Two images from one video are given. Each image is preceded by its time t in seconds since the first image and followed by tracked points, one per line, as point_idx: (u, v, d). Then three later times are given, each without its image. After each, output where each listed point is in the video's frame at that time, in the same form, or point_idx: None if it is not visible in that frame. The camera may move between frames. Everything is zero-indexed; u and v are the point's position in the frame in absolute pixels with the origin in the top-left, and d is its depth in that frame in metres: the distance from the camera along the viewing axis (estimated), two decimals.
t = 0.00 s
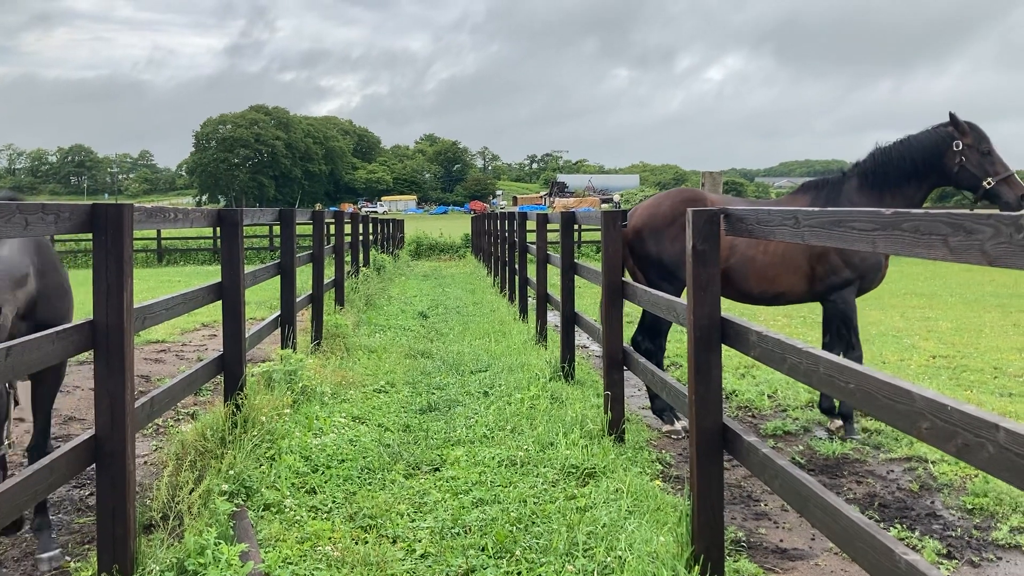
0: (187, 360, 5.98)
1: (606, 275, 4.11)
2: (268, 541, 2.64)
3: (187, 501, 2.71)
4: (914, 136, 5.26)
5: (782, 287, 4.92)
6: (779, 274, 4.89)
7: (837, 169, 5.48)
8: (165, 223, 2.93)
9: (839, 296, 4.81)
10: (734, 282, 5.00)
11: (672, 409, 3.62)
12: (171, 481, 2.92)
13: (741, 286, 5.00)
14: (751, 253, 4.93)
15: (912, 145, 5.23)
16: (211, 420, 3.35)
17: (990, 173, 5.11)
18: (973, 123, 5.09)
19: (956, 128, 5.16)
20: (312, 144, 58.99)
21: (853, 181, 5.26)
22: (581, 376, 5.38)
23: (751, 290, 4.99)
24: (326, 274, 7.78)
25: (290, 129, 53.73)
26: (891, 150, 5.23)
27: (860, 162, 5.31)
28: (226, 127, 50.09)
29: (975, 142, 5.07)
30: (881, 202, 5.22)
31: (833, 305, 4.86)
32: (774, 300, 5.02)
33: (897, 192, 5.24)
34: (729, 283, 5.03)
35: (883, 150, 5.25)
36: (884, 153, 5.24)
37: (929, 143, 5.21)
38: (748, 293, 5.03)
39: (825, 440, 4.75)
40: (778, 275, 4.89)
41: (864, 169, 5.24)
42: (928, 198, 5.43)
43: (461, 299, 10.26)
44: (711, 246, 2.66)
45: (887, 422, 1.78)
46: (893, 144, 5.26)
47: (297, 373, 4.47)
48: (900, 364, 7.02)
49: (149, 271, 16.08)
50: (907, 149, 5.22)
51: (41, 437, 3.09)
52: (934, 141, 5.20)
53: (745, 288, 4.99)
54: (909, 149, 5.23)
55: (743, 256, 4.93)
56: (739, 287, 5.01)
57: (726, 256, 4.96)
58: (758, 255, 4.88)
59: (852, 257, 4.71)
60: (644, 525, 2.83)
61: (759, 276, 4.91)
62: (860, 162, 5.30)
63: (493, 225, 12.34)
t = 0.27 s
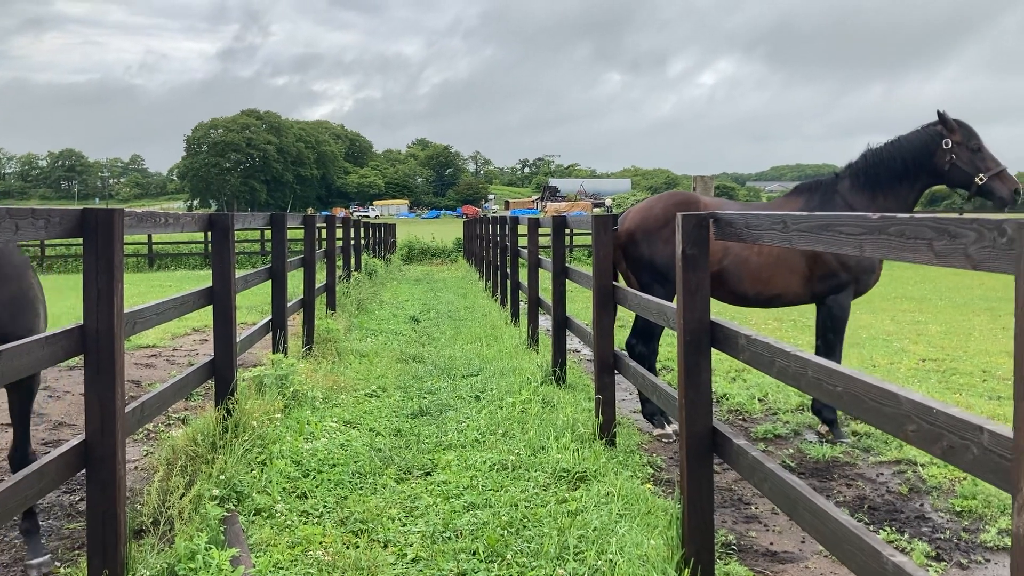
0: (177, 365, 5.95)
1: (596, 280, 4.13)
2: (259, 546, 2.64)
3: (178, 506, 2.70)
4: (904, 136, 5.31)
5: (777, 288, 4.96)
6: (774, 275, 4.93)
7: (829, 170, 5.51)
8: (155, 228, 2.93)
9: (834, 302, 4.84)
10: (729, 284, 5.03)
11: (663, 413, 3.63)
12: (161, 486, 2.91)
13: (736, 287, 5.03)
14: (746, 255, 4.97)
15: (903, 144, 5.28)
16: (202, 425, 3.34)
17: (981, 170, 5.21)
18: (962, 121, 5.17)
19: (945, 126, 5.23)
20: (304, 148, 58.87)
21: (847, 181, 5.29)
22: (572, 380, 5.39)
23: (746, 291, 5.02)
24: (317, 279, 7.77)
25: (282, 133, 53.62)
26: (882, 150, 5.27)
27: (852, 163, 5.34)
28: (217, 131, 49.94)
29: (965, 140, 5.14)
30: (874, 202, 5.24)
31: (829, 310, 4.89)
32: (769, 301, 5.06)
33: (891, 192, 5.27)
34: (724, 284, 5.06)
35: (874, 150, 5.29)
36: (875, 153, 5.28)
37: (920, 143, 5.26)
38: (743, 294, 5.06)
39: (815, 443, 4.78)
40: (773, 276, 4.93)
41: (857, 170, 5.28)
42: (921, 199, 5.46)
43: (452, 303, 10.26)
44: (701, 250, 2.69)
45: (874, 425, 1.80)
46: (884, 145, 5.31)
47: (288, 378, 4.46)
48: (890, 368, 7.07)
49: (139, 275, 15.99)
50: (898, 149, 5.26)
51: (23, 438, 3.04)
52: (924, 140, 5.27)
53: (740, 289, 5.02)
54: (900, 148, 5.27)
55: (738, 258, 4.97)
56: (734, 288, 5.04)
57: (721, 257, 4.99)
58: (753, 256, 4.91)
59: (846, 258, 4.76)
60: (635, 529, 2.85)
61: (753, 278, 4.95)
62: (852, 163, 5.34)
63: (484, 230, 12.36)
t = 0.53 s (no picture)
0: (164, 370, 5.92)
1: (583, 285, 4.16)
2: (246, 551, 2.64)
3: (165, 511, 2.70)
4: (891, 142, 5.38)
5: (766, 293, 5.00)
6: (764, 280, 4.98)
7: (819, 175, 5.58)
8: (142, 233, 2.93)
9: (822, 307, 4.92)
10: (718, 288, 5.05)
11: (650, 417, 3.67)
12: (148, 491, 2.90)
13: (725, 292, 5.04)
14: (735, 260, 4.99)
15: (890, 150, 5.35)
16: (189, 430, 3.33)
17: (968, 173, 5.28)
18: (947, 126, 5.24)
19: (932, 131, 5.29)
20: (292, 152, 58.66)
21: (836, 187, 5.36)
22: (560, 385, 5.42)
23: (736, 296, 5.04)
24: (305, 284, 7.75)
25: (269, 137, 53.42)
26: (870, 155, 5.35)
27: (840, 168, 5.41)
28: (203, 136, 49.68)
29: (951, 144, 5.22)
30: (862, 207, 5.33)
31: (817, 315, 4.98)
32: (758, 306, 5.09)
33: (880, 197, 5.35)
34: (713, 290, 5.07)
35: (862, 155, 5.37)
36: (863, 158, 5.35)
37: (907, 148, 5.34)
38: (733, 299, 5.07)
39: (801, 446, 4.83)
40: (762, 281, 4.98)
41: (845, 176, 5.35)
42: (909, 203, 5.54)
43: (440, 308, 10.27)
44: (686, 255, 2.72)
45: (855, 427, 1.84)
46: (872, 150, 5.38)
47: (275, 383, 4.46)
48: (875, 371, 7.15)
49: (124, 280, 15.88)
50: (886, 154, 5.33)
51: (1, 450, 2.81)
52: (911, 145, 5.33)
53: (730, 294, 5.04)
54: (888, 153, 5.34)
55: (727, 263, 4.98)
56: (723, 293, 5.06)
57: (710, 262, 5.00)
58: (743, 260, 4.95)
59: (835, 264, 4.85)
60: (621, 532, 2.88)
61: (743, 282, 4.97)
62: (840, 168, 5.41)
63: (473, 235, 12.38)
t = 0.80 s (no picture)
0: (148, 377, 5.87)
1: (567, 291, 4.20)
2: (230, 558, 2.63)
3: (148, 518, 2.68)
4: (878, 150, 5.46)
5: (752, 299, 5.07)
6: (750, 286, 5.04)
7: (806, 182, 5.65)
8: (126, 239, 2.92)
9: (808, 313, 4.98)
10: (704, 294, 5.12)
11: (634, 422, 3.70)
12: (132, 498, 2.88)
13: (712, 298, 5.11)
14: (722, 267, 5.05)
15: (876, 158, 5.43)
16: (173, 437, 3.31)
17: (954, 182, 5.40)
18: (934, 136, 5.35)
19: (918, 141, 5.40)
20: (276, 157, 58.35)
21: (823, 194, 5.42)
22: (545, 391, 5.44)
23: (723, 302, 5.11)
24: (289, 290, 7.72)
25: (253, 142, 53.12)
26: (857, 163, 5.42)
27: (827, 176, 5.48)
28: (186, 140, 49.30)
29: (936, 154, 5.32)
30: (848, 215, 5.40)
31: (803, 319, 5.06)
32: (744, 311, 5.16)
33: (866, 204, 5.43)
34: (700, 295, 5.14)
35: (849, 164, 5.45)
36: (850, 167, 5.43)
37: (894, 157, 5.43)
38: (719, 305, 5.15)
39: (783, 451, 4.89)
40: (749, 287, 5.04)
41: (831, 183, 5.42)
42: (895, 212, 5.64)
43: (425, 314, 10.26)
44: (668, 261, 2.76)
45: (835, 431, 1.87)
46: (859, 159, 5.46)
47: (259, 389, 4.44)
48: (857, 376, 7.24)
49: (105, 287, 15.71)
50: (873, 163, 5.41)
51: None
52: (898, 154, 5.42)
53: (716, 300, 5.11)
54: (875, 162, 5.42)
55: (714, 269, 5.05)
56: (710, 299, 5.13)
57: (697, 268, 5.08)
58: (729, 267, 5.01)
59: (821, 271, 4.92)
60: (604, 536, 2.90)
61: (729, 289, 5.04)
62: (827, 176, 5.48)
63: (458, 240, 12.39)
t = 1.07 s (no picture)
0: (129, 385, 5.83)
1: (550, 298, 4.25)
2: (214, 564, 2.63)
3: (132, 526, 2.67)
4: (859, 160, 5.57)
5: (734, 306, 5.15)
6: (732, 294, 5.12)
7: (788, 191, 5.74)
8: (109, 247, 2.92)
9: (789, 321, 5.07)
10: (687, 301, 5.20)
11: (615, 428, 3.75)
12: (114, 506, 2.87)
13: (694, 305, 5.19)
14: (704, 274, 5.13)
15: (857, 168, 5.54)
16: (156, 445, 3.30)
17: (933, 192, 5.52)
18: (914, 147, 5.48)
19: (899, 151, 5.52)
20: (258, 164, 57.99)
21: (804, 203, 5.52)
22: (528, 398, 5.48)
23: (705, 309, 5.19)
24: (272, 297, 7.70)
25: (235, 149, 52.75)
26: (838, 173, 5.53)
27: (809, 185, 5.58)
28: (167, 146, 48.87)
29: (916, 164, 5.45)
30: (829, 223, 5.51)
31: (784, 326, 5.13)
32: (726, 319, 5.24)
33: (847, 213, 5.54)
34: (683, 302, 5.23)
35: (831, 173, 5.55)
36: (832, 176, 5.53)
37: (875, 167, 5.54)
38: (701, 312, 5.23)
39: (763, 456, 4.96)
40: (730, 295, 5.12)
41: (813, 192, 5.52)
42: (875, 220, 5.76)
43: (408, 321, 10.27)
44: (647, 270, 2.82)
45: (809, 437, 1.93)
46: (841, 168, 5.56)
47: (242, 397, 4.43)
48: (837, 382, 7.36)
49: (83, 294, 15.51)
50: (854, 173, 5.52)
51: None
52: (878, 164, 5.54)
53: (699, 307, 5.19)
54: (857, 172, 5.53)
55: (696, 276, 5.13)
56: (692, 306, 5.21)
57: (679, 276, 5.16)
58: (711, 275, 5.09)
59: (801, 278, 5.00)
60: (586, 541, 2.95)
61: (711, 296, 5.13)
62: (809, 185, 5.58)
63: (441, 248, 12.41)
